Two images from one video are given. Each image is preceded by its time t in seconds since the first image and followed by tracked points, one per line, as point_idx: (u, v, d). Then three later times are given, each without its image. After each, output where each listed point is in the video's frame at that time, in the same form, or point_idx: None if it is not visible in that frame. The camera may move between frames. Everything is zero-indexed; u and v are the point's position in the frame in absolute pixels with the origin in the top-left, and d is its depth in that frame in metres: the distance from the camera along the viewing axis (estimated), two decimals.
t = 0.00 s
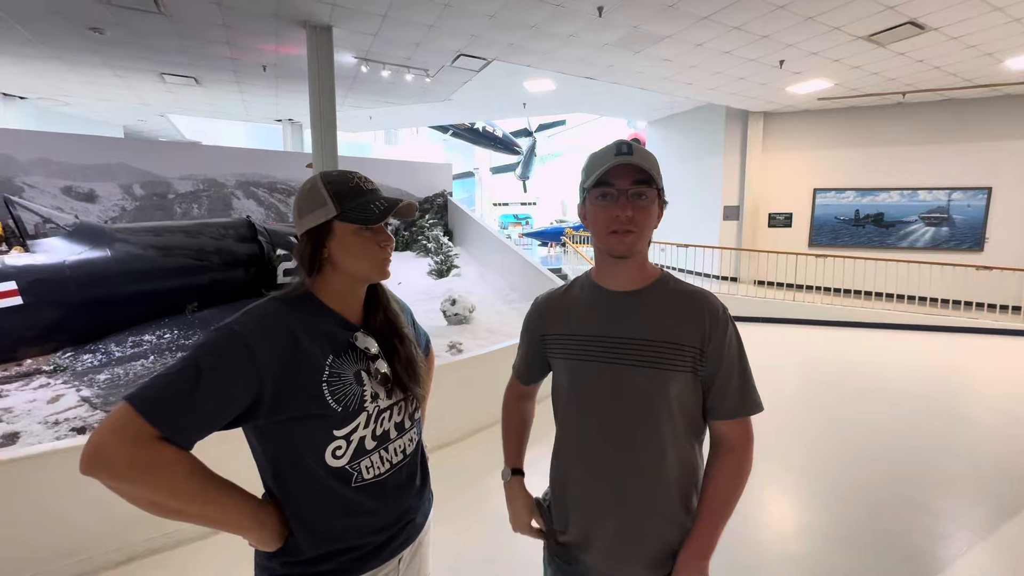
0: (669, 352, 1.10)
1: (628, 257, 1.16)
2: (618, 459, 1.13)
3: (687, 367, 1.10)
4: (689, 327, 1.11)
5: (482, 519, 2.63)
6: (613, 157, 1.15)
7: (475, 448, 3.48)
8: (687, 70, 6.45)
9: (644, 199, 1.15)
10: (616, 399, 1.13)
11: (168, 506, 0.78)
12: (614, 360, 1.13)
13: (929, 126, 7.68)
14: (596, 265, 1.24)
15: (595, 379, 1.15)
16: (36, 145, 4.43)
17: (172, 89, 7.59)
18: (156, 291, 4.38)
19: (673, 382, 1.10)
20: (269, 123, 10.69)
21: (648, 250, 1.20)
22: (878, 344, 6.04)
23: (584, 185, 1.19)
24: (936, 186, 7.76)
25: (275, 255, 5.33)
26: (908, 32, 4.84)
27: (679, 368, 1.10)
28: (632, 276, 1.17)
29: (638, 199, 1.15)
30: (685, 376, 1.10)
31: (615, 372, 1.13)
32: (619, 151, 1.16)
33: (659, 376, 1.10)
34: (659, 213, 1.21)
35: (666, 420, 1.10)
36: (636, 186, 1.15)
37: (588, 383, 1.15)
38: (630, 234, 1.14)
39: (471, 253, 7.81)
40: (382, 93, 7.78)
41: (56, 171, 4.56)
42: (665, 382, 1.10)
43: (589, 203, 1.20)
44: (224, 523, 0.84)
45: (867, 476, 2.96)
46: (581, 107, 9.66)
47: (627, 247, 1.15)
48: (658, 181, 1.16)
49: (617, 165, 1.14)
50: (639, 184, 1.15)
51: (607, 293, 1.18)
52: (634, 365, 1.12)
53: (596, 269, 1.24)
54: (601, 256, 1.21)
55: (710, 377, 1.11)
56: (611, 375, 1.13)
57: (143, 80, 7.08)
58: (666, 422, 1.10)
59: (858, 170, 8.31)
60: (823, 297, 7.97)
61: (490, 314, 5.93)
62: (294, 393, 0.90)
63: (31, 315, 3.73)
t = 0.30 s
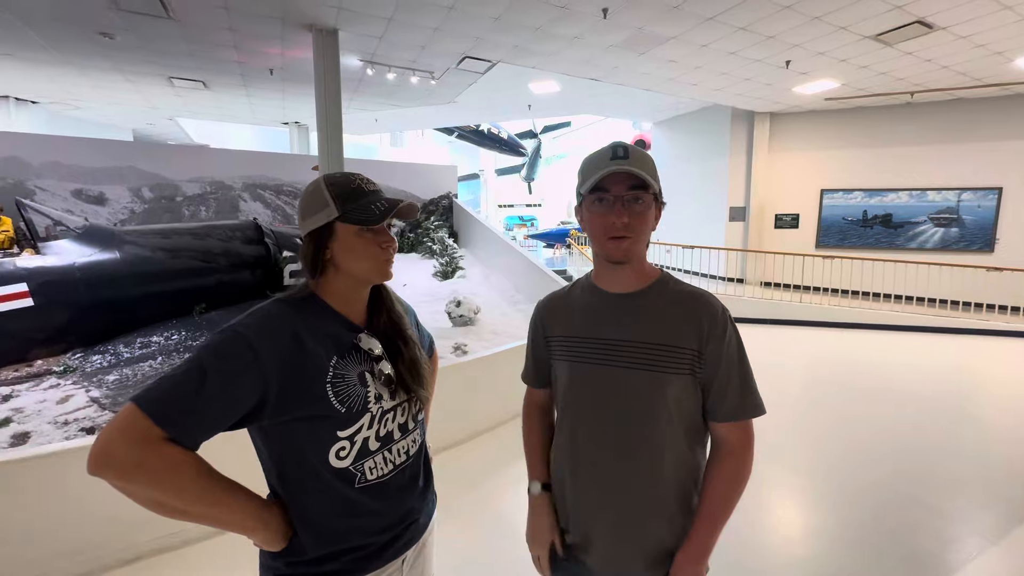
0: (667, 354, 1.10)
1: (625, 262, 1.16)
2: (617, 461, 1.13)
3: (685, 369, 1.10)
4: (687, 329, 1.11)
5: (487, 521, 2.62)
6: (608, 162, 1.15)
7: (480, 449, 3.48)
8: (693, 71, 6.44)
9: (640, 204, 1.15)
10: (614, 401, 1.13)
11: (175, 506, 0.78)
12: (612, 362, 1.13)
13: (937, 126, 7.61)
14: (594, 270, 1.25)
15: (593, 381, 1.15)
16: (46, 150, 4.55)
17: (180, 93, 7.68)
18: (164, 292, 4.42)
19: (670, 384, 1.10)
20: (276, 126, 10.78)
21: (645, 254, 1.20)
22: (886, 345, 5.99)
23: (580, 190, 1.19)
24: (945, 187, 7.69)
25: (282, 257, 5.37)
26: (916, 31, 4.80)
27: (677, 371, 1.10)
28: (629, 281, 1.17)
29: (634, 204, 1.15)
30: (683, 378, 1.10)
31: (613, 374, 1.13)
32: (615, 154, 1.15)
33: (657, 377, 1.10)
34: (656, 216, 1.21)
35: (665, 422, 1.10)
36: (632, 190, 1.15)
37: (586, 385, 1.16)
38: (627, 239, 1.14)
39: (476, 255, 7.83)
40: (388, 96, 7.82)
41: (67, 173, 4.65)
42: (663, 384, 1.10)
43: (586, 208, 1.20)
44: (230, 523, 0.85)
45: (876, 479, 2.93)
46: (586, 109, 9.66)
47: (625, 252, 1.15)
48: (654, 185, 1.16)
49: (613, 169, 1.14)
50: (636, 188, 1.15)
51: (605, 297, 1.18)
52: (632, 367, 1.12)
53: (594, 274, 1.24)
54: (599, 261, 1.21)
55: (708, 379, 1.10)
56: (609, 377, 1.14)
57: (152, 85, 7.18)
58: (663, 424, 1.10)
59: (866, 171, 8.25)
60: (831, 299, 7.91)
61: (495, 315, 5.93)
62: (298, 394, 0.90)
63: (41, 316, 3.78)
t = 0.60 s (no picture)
0: (669, 357, 1.10)
1: (630, 262, 1.15)
2: (620, 464, 1.12)
3: (688, 372, 1.10)
4: (690, 332, 1.10)
5: (491, 524, 2.62)
6: (617, 162, 1.15)
7: (483, 451, 3.48)
8: (696, 73, 6.42)
9: (648, 204, 1.15)
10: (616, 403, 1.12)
11: (178, 506, 0.79)
12: (613, 364, 1.13)
13: (944, 127, 7.55)
14: (599, 270, 1.24)
15: (594, 384, 1.14)
16: (55, 153, 4.60)
17: (187, 97, 7.75)
18: (171, 295, 4.44)
19: (673, 387, 1.09)
20: (282, 129, 10.84)
21: (651, 255, 1.19)
22: (894, 347, 5.94)
23: (587, 190, 1.19)
24: (953, 187, 7.63)
25: (287, 259, 5.40)
26: (923, 32, 4.77)
27: (680, 374, 1.09)
28: (634, 281, 1.17)
29: (641, 204, 1.15)
30: (686, 381, 1.10)
31: (615, 377, 1.13)
32: (624, 154, 1.15)
33: (659, 381, 1.10)
34: (663, 217, 1.20)
35: (667, 425, 1.09)
36: (640, 190, 1.15)
37: (588, 387, 1.15)
38: (632, 238, 1.14)
39: (480, 257, 7.84)
40: (393, 99, 7.84)
41: (75, 176, 4.70)
42: (665, 387, 1.09)
43: (593, 208, 1.20)
44: (233, 524, 0.85)
45: (884, 482, 2.90)
46: (590, 111, 9.66)
47: (629, 252, 1.14)
48: (662, 186, 1.15)
49: (620, 169, 1.14)
50: (643, 189, 1.15)
51: (609, 297, 1.18)
52: (635, 370, 1.11)
53: (598, 274, 1.24)
54: (604, 261, 1.21)
55: (710, 383, 1.10)
56: (610, 379, 1.13)
57: (160, 89, 7.24)
58: (666, 427, 1.09)
59: (872, 172, 8.20)
60: (838, 300, 7.85)
61: (499, 317, 5.93)
62: (300, 397, 0.90)
63: (49, 318, 3.81)
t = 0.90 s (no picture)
0: (676, 358, 1.09)
1: (633, 263, 1.15)
2: (627, 467, 1.11)
3: (696, 373, 1.10)
4: (697, 333, 1.10)
5: (494, 527, 2.60)
6: (620, 163, 1.15)
7: (486, 454, 3.46)
8: (699, 74, 6.42)
9: (651, 206, 1.15)
10: (624, 406, 1.11)
11: (176, 509, 0.79)
12: (620, 367, 1.12)
13: (950, 128, 7.51)
14: (601, 272, 1.24)
15: (600, 386, 1.13)
16: (61, 157, 4.64)
17: (192, 100, 7.80)
18: (175, 297, 4.46)
19: (682, 388, 1.09)
20: (286, 132, 10.89)
21: (655, 257, 1.19)
22: (899, 349, 5.90)
23: (590, 192, 1.19)
24: (958, 188, 7.60)
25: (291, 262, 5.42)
26: (927, 32, 4.75)
27: (688, 374, 1.09)
28: (638, 284, 1.17)
29: (644, 205, 1.15)
30: (692, 382, 1.10)
31: (622, 378, 1.12)
32: (627, 156, 1.15)
33: (667, 382, 1.09)
34: (666, 219, 1.20)
35: (675, 426, 1.09)
36: (643, 192, 1.15)
37: (594, 389, 1.14)
38: (636, 240, 1.14)
39: (482, 259, 7.85)
40: (396, 102, 7.87)
41: (81, 179, 4.75)
42: (674, 388, 1.09)
43: (595, 209, 1.20)
44: (232, 526, 0.85)
45: (891, 486, 2.87)
46: (592, 113, 9.66)
47: (632, 253, 1.14)
48: (665, 188, 1.15)
49: (624, 170, 1.14)
50: (647, 190, 1.15)
51: (611, 299, 1.17)
52: (642, 371, 1.10)
53: (600, 276, 1.24)
54: (607, 262, 1.20)
55: (716, 382, 1.11)
56: (618, 381, 1.12)
57: (164, 92, 7.29)
58: (674, 428, 1.09)
59: (877, 173, 8.16)
60: (842, 302, 7.81)
61: (502, 319, 5.93)
62: (300, 399, 0.90)
63: (54, 321, 3.82)
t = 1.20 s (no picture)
0: (679, 360, 1.09)
1: (634, 266, 1.15)
2: (629, 469, 1.11)
3: (699, 374, 1.09)
4: (700, 334, 1.10)
5: (496, 530, 2.60)
6: (621, 167, 1.14)
7: (487, 457, 3.46)
8: (701, 77, 6.42)
9: (653, 209, 1.15)
10: (627, 407, 1.11)
11: (172, 514, 0.79)
12: (622, 367, 1.12)
13: (952, 129, 7.50)
14: (602, 275, 1.24)
15: (603, 387, 1.13)
16: (66, 161, 4.67)
17: (196, 105, 7.86)
18: (178, 300, 4.47)
19: (685, 389, 1.09)
20: (288, 136, 10.94)
21: (657, 259, 1.18)
22: (902, 352, 5.88)
23: (592, 196, 1.19)
24: (961, 190, 7.58)
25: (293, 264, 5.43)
26: (929, 35, 4.75)
27: (692, 376, 1.09)
28: (640, 286, 1.16)
29: (646, 208, 1.14)
30: (695, 384, 1.09)
31: (624, 379, 1.11)
32: (628, 161, 1.15)
33: (669, 384, 1.09)
34: (668, 222, 1.20)
35: (678, 427, 1.08)
36: (645, 195, 1.15)
37: (596, 390, 1.14)
38: (638, 242, 1.13)
39: (484, 261, 7.86)
40: (398, 105, 7.90)
41: (85, 183, 4.77)
42: (677, 389, 1.08)
43: (597, 213, 1.20)
44: (227, 531, 0.85)
45: (894, 489, 2.86)
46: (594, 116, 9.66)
47: (634, 255, 1.14)
48: (667, 191, 1.15)
49: (626, 174, 1.13)
50: (649, 193, 1.15)
51: (613, 301, 1.17)
52: (645, 371, 1.10)
53: (602, 279, 1.23)
54: (609, 265, 1.20)
55: (718, 386, 1.10)
56: (620, 382, 1.12)
57: (168, 97, 7.33)
58: (676, 431, 1.08)
59: (880, 175, 8.13)
60: (845, 304, 7.79)
61: (504, 322, 5.93)
62: (297, 404, 0.90)
63: (58, 324, 3.84)
